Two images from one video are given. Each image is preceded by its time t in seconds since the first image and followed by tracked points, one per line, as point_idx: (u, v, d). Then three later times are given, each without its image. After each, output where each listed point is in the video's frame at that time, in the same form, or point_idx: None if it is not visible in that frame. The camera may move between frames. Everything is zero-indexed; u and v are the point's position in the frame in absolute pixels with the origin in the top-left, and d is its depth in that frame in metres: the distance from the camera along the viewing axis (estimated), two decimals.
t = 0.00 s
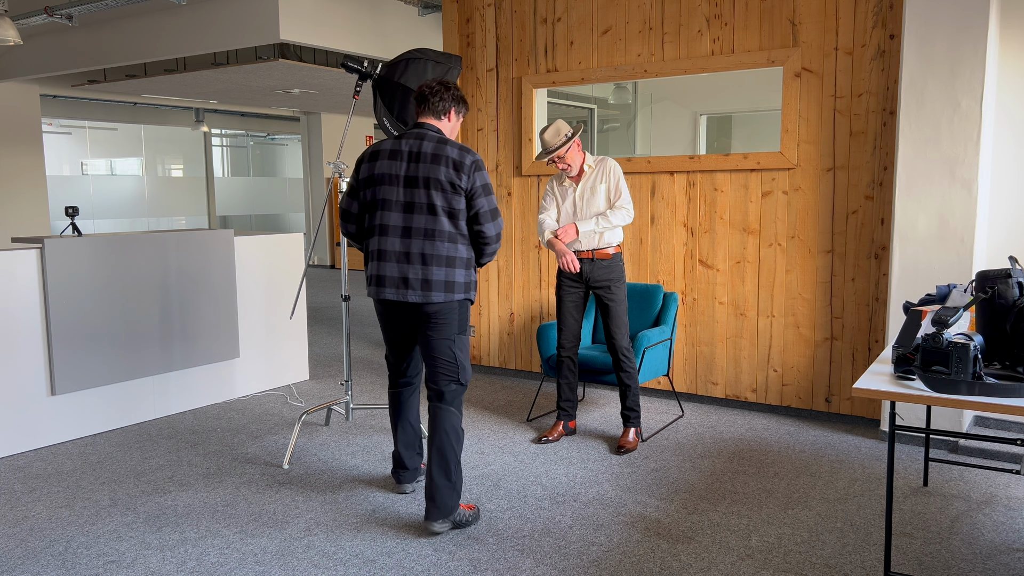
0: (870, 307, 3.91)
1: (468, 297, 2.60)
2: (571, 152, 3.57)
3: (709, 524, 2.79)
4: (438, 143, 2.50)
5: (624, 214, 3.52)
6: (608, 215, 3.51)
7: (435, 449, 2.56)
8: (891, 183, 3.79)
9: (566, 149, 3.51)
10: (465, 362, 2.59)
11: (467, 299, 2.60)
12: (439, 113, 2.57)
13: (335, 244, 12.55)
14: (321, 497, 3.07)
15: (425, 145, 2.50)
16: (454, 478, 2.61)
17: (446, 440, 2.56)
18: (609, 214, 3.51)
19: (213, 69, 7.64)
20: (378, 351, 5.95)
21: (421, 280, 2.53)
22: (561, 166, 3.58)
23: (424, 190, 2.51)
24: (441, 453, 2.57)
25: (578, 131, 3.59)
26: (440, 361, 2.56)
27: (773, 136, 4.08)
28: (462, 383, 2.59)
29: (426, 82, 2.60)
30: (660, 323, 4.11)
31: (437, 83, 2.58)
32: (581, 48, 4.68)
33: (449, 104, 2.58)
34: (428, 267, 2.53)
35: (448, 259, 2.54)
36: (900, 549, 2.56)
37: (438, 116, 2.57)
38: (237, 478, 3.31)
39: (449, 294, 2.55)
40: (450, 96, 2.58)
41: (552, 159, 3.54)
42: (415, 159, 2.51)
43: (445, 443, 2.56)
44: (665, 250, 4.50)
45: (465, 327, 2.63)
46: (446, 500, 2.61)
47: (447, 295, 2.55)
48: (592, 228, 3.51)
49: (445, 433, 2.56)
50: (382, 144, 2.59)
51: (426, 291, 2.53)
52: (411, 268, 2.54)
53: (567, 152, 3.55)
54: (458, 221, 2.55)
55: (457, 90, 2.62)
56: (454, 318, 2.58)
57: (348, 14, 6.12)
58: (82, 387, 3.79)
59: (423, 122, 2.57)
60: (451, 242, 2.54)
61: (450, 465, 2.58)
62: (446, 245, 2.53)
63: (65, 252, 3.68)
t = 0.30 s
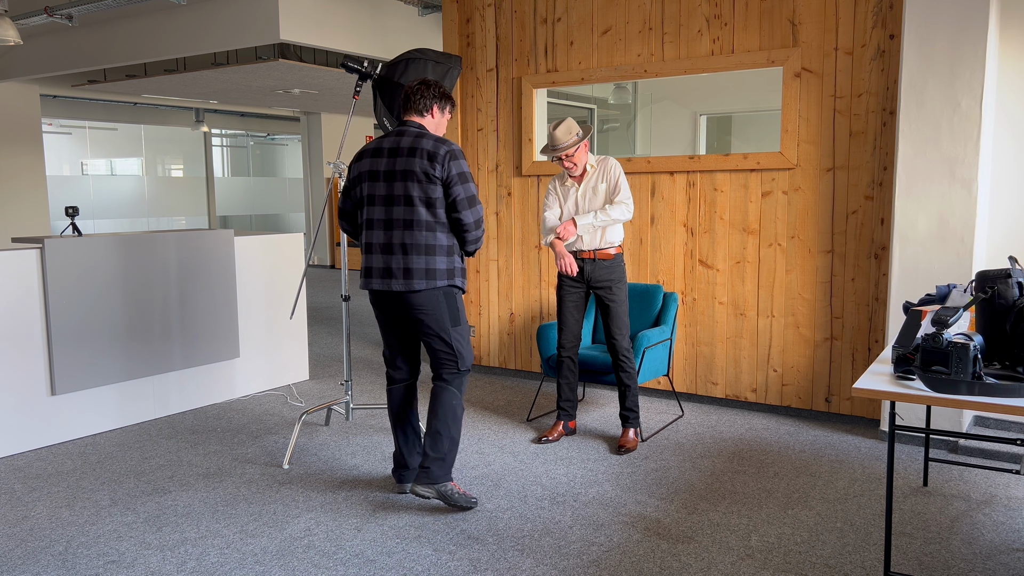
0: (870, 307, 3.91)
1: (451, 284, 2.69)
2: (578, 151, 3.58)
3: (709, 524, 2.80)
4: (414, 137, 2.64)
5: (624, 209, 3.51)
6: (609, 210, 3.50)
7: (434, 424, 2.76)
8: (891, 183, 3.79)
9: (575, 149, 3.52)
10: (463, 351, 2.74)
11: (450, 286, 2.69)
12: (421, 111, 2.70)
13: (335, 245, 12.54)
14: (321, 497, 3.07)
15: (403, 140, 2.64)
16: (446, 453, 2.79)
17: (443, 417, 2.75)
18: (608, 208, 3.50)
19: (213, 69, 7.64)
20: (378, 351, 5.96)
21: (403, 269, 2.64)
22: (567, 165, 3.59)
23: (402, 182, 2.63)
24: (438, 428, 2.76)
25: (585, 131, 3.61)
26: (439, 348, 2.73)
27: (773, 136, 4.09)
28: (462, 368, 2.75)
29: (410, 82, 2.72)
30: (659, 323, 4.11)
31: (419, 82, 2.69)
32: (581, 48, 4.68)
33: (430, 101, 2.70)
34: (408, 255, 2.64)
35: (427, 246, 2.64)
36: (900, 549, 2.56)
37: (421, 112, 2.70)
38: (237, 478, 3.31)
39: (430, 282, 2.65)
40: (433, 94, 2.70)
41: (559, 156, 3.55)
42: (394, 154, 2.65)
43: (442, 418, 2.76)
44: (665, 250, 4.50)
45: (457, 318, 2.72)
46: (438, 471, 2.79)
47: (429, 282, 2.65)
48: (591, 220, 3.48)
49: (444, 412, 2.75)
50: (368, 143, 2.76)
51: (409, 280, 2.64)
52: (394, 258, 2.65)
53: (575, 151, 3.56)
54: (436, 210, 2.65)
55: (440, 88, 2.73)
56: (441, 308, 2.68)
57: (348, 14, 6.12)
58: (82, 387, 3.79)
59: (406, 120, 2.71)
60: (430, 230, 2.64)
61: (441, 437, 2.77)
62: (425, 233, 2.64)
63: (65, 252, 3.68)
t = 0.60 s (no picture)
0: (870, 307, 3.91)
1: (446, 280, 2.70)
2: (584, 150, 3.58)
3: (709, 524, 2.79)
4: (409, 135, 2.65)
5: (620, 207, 3.49)
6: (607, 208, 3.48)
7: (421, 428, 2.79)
8: (891, 183, 3.79)
9: (582, 145, 3.52)
10: (452, 351, 2.73)
11: (445, 282, 2.70)
12: (417, 112, 2.71)
13: (335, 245, 12.54)
14: (321, 497, 3.07)
15: (399, 138, 2.66)
16: (433, 455, 2.82)
17: (431, 420, 2.77)
18: (604, 205, 3.49)
19: (213, 69, 7.64)
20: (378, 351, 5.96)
21: (398, 265, 2.66)
22: (573, 163, 3.59)
23: (397, 180, 2.65)
24: (425, 431, 2.79)
25: (591, 130, 3.62)
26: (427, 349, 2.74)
27: (773, 136, 4.08)
28: (452, 368, 2.75)
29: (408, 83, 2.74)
30: (660, 322, 4.11)
31: (414, 83, 2.70)
32: (581, 48, 4.68)
33: (427, 101, 2.70)
34: (403, 252, 2.65)
35: (422, 243, 2.65)
36: (900, 549, 2.56)
37: (416, 113, 2.71)
38: (237, 478, 3.31)
39: (425, 278, 2.66)
40: (427, 93, 2.70)
41: (566, 152, 3.55)
42: (390, 152, 2.67)
43: (430, 422, 2.78)
44: (665, 251, 4.50)
45: (448, 317, 2.71)
46: (425, 473, 2.83)
47: (424, 278, 2.66)
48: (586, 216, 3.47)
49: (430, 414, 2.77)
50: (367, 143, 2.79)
51: (404, 276, 2.65)
52: (389, 255, 2.67)
53: (581, 149, 3.56)
54: (430, 206, 2.65)
55: (436, 87, 2.72)
56: (431, 303, 2.67)
57: (348, 14, 6.12)
58: (82, 387, 3.79)
59: (404, 119, 2.73)
60: (424, 226, 2.65)
61: (431, 441, 2.80)
62: (420, 230, 2.65)
63: (65, 252, 3.68)
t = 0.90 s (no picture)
0: (870, 307, 3.91)
1: (447, 281, 2.69)
2: (586, 150, 3.58)
3: (709, 524, 2.79)
4: (415, 136, 2.66)
5: (635, 213, 3.53)
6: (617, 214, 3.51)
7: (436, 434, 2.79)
8: (891, 183, 3.79)
9: (585, 146, 3.52)
10: (456, 351, 2.72)
11: (446, 283, 2.69)
12: (425, 113, 2.72)
13: (335, 245, 12.53)
14: (321, 497, 3.07)
15: (404, 138, 2.67)
16: (454, 459, 2.84)
17: (445, 426, 2.78)
18: (620, 211, 3.51)
19: (213, 69, 7.64)
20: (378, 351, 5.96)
21: (400, 265, 2.66)
22: (574, 163, 3.59)
23: (401, 180, 2.65)
24: (440, 437, 2.79)
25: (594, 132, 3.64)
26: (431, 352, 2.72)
27: (773, 135, 4.09)
28: (456, 369, 2.74)
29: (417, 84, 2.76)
30: (660, 323, 4.11)
31: (423, 84, 2.72)
32: (581, 48, 4.68)
33: (435, 102, 2.73)
34: (405, 252, 2.65)
35: (424, 243, 2.65)
36: (900, 549, 2.56)
37: (424, 114, 2.72)
38: (237, 478, 3.31)
39: (426, 278, 2.65)
40: (436, 95, 2.73)
41: (569, 152, 3.54)
42: (395, 152, 2.68)
43: (443, 428, 2.79)
44: (665, 250, 4.50)
45: (450, 318, 2.70)
46: (449, 478, 2.85)
47: (425, 278, 2.65)
48: (603, 220, 3.49)
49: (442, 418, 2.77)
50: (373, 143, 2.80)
51: (405, 275, 2.65)
52: (391, 254, 2.67)
53: (583, 150, 3.56)
54: (433, 207, 2.65)
55: (445, 88, 2.75)
56: (432, 303, 2.67)
57: (348, 14, 6.12)
58: (82, 387, 3.79)
59: (411, 119, 2.74)
60: (427, 227, 2.65)
61: (448, 447, 2.81)
62: (422, 230, 2.65)
63: (65, 252, 3.68)
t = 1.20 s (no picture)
0: (870, 307, 3.91)
1: (464, 287, 2.70)
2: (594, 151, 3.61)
3: (709, 524, 2.80)
4: (433, 138, 2.62)
5: (635, 220, 3.54)
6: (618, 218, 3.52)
7: (440, 439, 2.79)
8: (891, 183, 3.79)
9: (595, 146, 3.53)
10: (463, 356, 2.73)
11: (463, 289, 2.70)
12: (442, 110, 2.69)
13: (335, 245, 12.53)
14: (321, 497, 3.07)
15: (422, 141, 2.62)
16: (457, 463, 2.85)
17: (449, 430, 2.79)
18: (621, 216, 3.52)
19: (214, 69, 7.64)
20: (378, 351, 5.96)
21: (418, 270, 2.65)
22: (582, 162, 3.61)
23: (419, 184, 2.62)
24: (443, 441, 2.80)
25: (602, 133, 3.65)
26: (438, 357, 2.72)
27: (773, 136, 4.09)
28: (462, 374, 2.75)
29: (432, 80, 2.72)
30: (659, 322, 4.11)
31: (440, 79, 2.68)
32: (581, 48, 4.68)
33: (453, 99, 2.69)
34: (423, 258, 2.64)
35: (443, 249, 2.64)
36: (900, 549, 2.56)
37: (441, 111, 2.70)
38: (237, 478, 3.31)
39: (443, 285, 2.65)
40: (454, 92, 2.69)
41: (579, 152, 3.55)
42: (413, 155, 2.63)
43: (448, 432, 2.80)
44: (665, 250, 4.50)
45: (464, 321, 2.72)
46: (453, 481, 2.87)
47: (443, 285, 2.65)
48: (604, 225, 3.50)
49: (445, 423, 2.78)
50: (387, 141, 2.74)
51: (423, 281, 2.64)
52: (409, 260, 2.66)
53: (592, 150, 3.58)
54: (452, 213, 2.64)
55: (462, 84, 2.71)
56: (450, 306, 2.68)
57: (348, 14, 6.12)
58: (82, 387, 3.79)
59: (427, 118, 2.70)
60: (446, 233, 2.64)
61: (452, 451, 2.82)
62: (441, 236, 2.64)
63: (65, 252, 3.68)
